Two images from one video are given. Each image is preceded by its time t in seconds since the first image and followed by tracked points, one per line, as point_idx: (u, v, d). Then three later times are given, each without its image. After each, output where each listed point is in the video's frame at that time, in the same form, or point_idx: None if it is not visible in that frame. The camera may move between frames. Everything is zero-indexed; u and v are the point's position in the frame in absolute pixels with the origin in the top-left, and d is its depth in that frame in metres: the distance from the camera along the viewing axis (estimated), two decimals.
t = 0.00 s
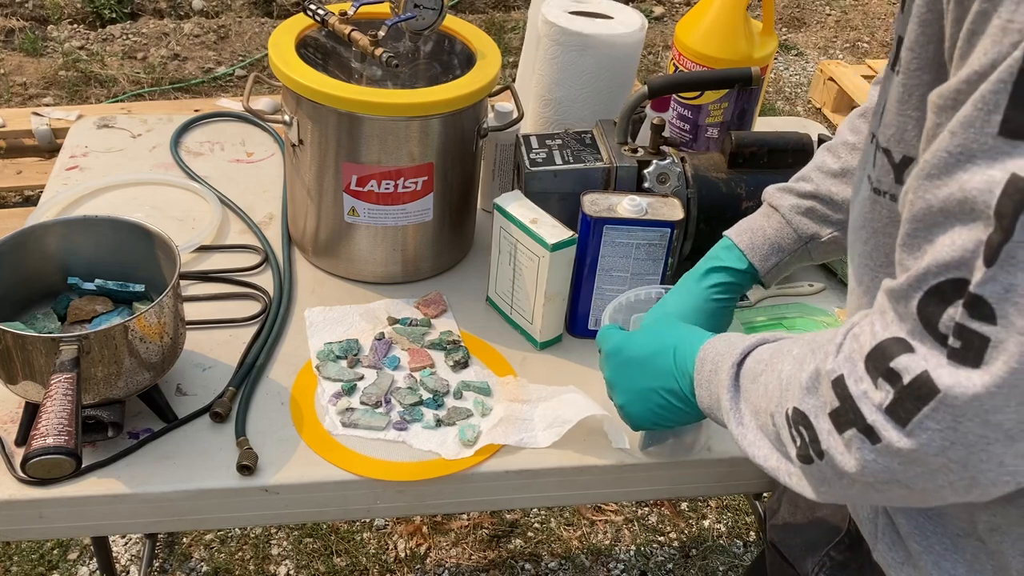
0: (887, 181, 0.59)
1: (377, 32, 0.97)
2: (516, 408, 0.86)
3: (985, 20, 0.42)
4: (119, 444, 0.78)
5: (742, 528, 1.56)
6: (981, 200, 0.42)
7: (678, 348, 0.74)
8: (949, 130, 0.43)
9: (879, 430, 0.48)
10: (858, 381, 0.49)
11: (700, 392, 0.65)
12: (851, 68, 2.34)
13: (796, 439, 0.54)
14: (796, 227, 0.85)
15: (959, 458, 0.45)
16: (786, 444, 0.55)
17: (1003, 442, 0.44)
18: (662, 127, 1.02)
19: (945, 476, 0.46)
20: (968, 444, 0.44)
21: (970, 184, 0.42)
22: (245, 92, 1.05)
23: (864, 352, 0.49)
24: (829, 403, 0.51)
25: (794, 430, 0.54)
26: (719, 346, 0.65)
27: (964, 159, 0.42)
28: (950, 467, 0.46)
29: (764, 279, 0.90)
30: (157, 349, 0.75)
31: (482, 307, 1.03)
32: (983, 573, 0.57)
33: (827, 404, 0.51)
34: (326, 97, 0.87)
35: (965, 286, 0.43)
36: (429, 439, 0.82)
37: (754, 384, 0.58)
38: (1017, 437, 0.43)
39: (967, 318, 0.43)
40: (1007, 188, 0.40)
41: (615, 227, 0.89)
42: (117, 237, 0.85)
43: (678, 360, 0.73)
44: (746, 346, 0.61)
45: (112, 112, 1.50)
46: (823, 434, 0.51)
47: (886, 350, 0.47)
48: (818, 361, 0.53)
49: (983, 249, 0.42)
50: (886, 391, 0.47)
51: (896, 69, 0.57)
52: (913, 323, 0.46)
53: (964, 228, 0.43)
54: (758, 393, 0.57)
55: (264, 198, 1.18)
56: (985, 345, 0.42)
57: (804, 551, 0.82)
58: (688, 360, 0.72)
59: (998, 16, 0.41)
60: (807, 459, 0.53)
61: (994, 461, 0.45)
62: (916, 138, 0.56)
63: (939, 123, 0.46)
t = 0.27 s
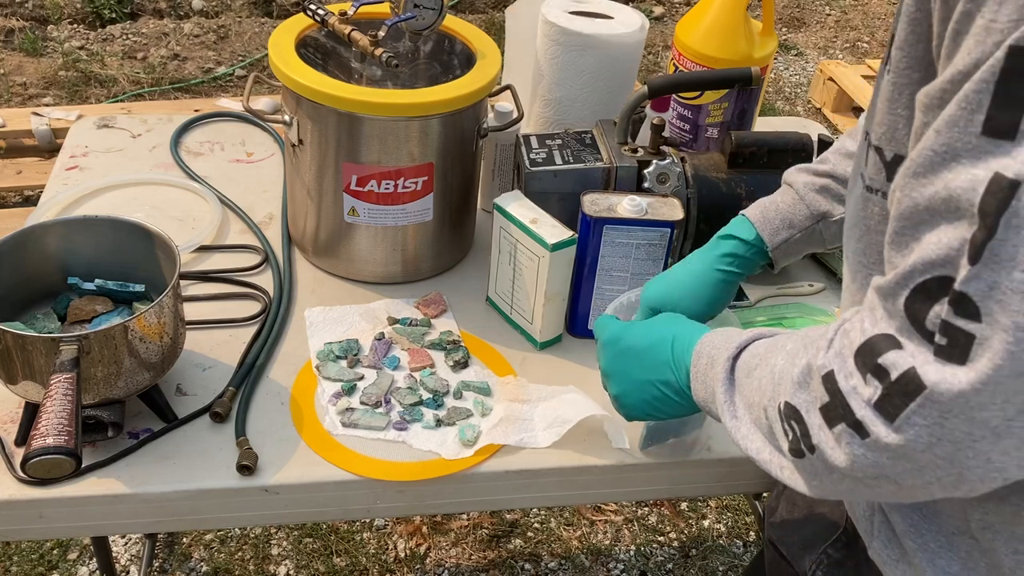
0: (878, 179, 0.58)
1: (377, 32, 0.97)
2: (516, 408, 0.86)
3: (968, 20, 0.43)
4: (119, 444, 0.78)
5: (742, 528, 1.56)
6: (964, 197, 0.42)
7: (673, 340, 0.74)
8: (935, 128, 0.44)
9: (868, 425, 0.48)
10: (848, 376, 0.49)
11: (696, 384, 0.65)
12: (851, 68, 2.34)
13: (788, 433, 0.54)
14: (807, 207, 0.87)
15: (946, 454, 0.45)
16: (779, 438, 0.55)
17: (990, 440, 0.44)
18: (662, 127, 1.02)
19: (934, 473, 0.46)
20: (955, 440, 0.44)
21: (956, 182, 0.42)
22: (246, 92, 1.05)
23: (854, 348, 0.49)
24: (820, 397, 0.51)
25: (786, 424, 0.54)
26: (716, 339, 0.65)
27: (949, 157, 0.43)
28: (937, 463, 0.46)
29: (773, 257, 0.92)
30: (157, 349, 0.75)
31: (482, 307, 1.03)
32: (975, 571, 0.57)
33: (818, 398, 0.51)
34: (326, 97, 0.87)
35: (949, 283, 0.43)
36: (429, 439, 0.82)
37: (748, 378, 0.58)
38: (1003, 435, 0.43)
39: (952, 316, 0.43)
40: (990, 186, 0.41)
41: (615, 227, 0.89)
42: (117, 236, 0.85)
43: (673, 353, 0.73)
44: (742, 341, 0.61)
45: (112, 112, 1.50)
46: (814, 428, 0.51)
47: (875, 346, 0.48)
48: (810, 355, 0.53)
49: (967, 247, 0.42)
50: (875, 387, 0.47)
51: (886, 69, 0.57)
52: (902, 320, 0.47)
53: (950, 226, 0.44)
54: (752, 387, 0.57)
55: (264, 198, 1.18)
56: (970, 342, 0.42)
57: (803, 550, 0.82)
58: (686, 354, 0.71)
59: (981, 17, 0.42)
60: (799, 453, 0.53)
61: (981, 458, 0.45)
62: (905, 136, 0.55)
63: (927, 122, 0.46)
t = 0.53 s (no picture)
0: (873, 180, 0.58)
1: (377, 32, 0.97)
2: (516, 408, 0.86)
3: (958, 24, 0.43)
4: (119, 444, 0.78)
5: (742, 528, 1.56)
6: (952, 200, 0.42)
7: (674, 325, 0.73)
8: (924, 130, 0.44)
9: (859, 420, 0.48)
10: (841, 371, 0.49)
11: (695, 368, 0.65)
12: (851, 68, 2.34)
13: (784, 422, 0.54)
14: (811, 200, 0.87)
15: (936, 452, 0.45)
16: (776, 427, 0.55)
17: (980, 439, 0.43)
18: (662, 127, 1.02)
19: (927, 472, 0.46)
20: (944, 438, 0.44)
21: (946, 185, 0.42)
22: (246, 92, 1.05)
23: (846, 343, 0.49)
24: (814, 390, 0.51)
25: (783, 413, 0.54)
26: (716, 325, 0.65)
27: (940, 160, 0.43)
28: (926, 460, 0.46)
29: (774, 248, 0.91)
30: (157, 349, 0.75)
31: (482, 307, 1.03)
32: (974, 570, 0.57)
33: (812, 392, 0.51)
34: (326, 97, 0.87)
35: (939, 284, 0.43)
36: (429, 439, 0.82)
37: (748, 366, 0.58)
38: (991, 434, 0.43)
39: (941, 316, 0.43)
40: (979, 189, 0.41)
41: (615, 227, 0.89)
42: (117, 236, 0.85)
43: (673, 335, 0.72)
44: (743, 328, 0.61)
45: (113, 112, 1.49)
46: (809, 420, 0.52)
47: (866, 344, 0.48)
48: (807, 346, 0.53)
49: (956, 249, 0.42)
50: (865, 382, 0.47)
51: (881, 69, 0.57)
52: (892, 320, 0.47)
53: (938, 228, 0.44)
54: (751, 375, 0.58)
55: (264, 198, 1.18)
56: (959, 342, 0.43)
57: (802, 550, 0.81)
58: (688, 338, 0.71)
59: (970, 21, 0.42)
60: (794, 443, 0.54)
61: (970, 457, 0.44)
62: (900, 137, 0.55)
63: (918, 123, 0.46)
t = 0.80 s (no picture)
0: (876, 183, 0.59)
1: (377, 32, 0.98)
2: (516, 408, 0.86)
3: (965, 32, 0.43)
4: (119, 444, 0.78)
5: (742, 528, 1.56)
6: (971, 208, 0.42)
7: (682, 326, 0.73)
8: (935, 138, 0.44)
9: (878, 421, 0.48)
10: (858, 373, 0.49)
11: (700, 367, 0.65)
12: (851, 68, 2.34)
13: (798, 423, 0.54)
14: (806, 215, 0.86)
15: (954, 452, 0.45)
16: (788, 427, 0.55)
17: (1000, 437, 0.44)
18: (662, 127, 1.02)
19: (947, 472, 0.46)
20: (963, 438, 0.44)
21: (956, 192, 0.43)
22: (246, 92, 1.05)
23: (863, 345, 0.49)
24: (831, 391, 0.51)
25: (797, 414, 0.54)
26: (722, 324, 0.64)
27: (948, 166, 0.43)
28: (944, 459, 0.46)
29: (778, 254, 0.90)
30: (157, 349, 0.75)
31: (482, 307, 1.03)
32: (976, 570, 0.57)
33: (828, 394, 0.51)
34: (326, 97, 0.87)
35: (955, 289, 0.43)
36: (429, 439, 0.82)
37: (757, 365, 0.58)
38: (1010, 432, 0.43)
39: (958, 320, 0.43)
40: (991, 198, 0.41)
41: (615, 227, 0.89)
42: (117, 236, 0.85)
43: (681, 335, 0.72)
44: (751, 325, 0.61)
45: (112, 112, 1.50)
46: (824, 421, 0.51)
47: (882, 347, 0.48)
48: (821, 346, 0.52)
49: (970, 256, 0.42)
50: (884, 385, 0.47)
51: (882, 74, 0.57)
52: (910, 323, 0.47)
53: (953, 235, 0.44)
54: (761, 375, 0.57)
55: (264, 198, 1.18)
56: (976, 346, 0.42)
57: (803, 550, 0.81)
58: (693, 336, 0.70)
59: (978, 29, 0.42)
60: (809, 443, 0.53)
61: (989, 454, 0.44)
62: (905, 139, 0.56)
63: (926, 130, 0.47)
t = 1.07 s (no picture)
0: (893, 197, 0.60)
1: (377, 32, 0.98)
2: (516, 408, 0.86)
3: (984, 35, 0.44)
4: (119, 444, 0.78)
5: (742, 528, 1.56)
6: (999, 219, 0.43)
7: (719, 373, 0.74)
8: (966, 148, 0.44)
9: (918, 452, 0.49)
10: (894, 405, 0.50)
11: (742, 412, 0.66)
12: (851, 68, 2.34)
13: (839, 461, 0.55)
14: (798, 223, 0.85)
15: (1001, 474, 0.47)
16: (830, 464, 0.56)
17: None
18: (662, 127, 1.02)
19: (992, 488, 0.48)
20: (1008, 460, 0.46)
21: (986, 204, 0.43)
22: (245, 92, 1.05)
23: (900, 374, 0.50)
24: (871, 428, 0.52)
25: (838, 452, 0.55)
26: (759, 363, 0.66)
27: (975, 176, 0.44)
28: (992, 483, 0.47)
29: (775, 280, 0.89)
30: (157, 349, 0.75)
31: (482, 307, 1.03)
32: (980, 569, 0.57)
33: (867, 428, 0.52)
34: (326, 97, 0.87)
35: (992, 307, 0.44)
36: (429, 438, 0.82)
37: (797, 405, 0.59)
38: None
39: (997, 340, 0.44)
40: None
41: (614, 227, 0.89)
42: (117, 237, 0.85)
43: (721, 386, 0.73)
44: (787, 366, 0.62)
45: (112, 112, 1.50)
46: (866, 454, 0.53)
47: (923, 374, 0.48)
48: (856, 384, 0.54)
49: (1007, 270, 0.43)
50: (923, 414, 0.48)
51: (896, 84, 0.58)
52: (946, 346, 0.47)
53: (986, 248, 0.44)
54: (800, 415, 0.59)
55: (264, 198, 1.18)
56: (1016, 366, 0.44)
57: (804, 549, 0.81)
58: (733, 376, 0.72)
59: (998, 33, 0.43)
60: (850, 480, 0.54)
61: None
62: (919, 155, 0.56)
63: (952, 142, 0.47)
